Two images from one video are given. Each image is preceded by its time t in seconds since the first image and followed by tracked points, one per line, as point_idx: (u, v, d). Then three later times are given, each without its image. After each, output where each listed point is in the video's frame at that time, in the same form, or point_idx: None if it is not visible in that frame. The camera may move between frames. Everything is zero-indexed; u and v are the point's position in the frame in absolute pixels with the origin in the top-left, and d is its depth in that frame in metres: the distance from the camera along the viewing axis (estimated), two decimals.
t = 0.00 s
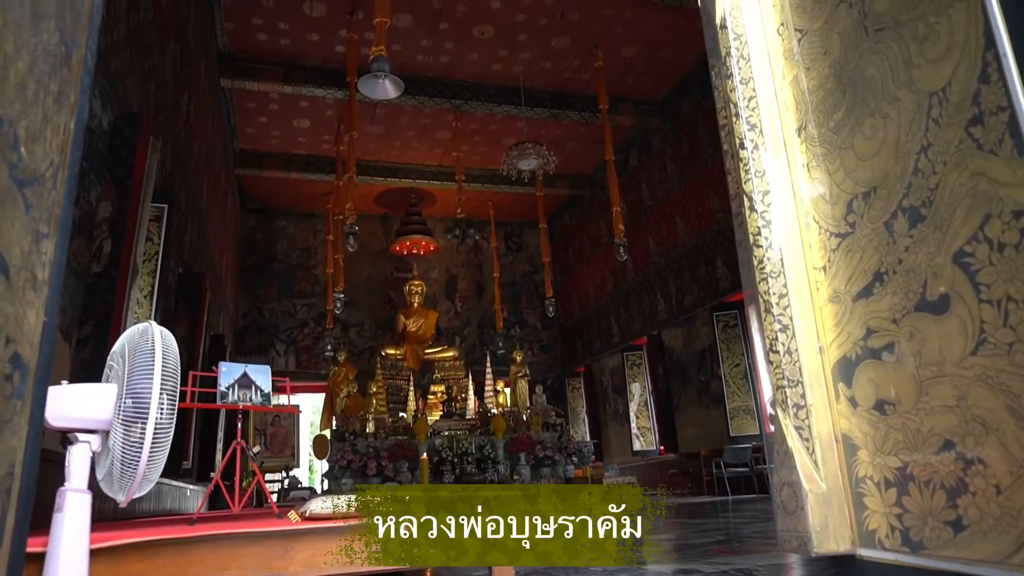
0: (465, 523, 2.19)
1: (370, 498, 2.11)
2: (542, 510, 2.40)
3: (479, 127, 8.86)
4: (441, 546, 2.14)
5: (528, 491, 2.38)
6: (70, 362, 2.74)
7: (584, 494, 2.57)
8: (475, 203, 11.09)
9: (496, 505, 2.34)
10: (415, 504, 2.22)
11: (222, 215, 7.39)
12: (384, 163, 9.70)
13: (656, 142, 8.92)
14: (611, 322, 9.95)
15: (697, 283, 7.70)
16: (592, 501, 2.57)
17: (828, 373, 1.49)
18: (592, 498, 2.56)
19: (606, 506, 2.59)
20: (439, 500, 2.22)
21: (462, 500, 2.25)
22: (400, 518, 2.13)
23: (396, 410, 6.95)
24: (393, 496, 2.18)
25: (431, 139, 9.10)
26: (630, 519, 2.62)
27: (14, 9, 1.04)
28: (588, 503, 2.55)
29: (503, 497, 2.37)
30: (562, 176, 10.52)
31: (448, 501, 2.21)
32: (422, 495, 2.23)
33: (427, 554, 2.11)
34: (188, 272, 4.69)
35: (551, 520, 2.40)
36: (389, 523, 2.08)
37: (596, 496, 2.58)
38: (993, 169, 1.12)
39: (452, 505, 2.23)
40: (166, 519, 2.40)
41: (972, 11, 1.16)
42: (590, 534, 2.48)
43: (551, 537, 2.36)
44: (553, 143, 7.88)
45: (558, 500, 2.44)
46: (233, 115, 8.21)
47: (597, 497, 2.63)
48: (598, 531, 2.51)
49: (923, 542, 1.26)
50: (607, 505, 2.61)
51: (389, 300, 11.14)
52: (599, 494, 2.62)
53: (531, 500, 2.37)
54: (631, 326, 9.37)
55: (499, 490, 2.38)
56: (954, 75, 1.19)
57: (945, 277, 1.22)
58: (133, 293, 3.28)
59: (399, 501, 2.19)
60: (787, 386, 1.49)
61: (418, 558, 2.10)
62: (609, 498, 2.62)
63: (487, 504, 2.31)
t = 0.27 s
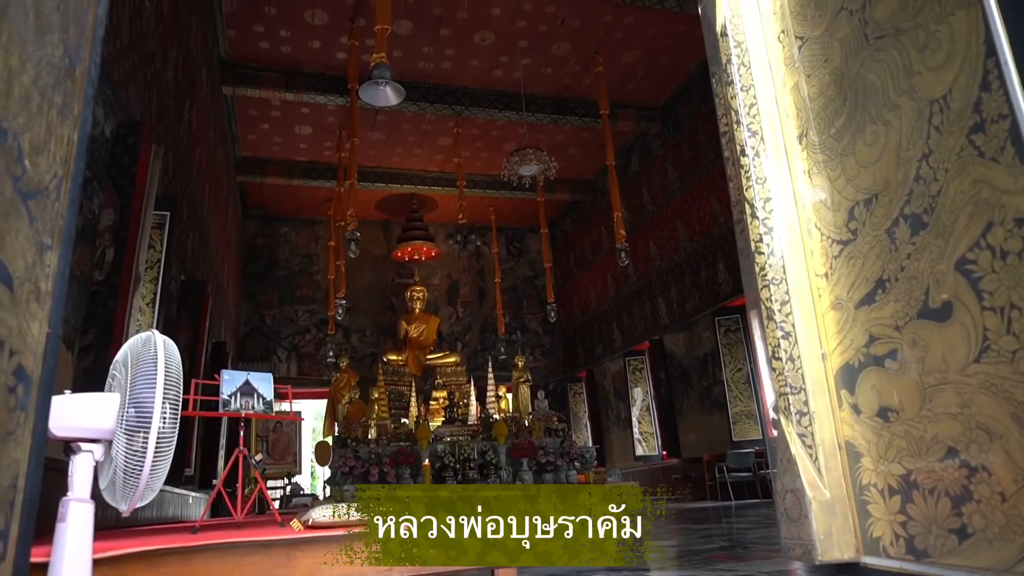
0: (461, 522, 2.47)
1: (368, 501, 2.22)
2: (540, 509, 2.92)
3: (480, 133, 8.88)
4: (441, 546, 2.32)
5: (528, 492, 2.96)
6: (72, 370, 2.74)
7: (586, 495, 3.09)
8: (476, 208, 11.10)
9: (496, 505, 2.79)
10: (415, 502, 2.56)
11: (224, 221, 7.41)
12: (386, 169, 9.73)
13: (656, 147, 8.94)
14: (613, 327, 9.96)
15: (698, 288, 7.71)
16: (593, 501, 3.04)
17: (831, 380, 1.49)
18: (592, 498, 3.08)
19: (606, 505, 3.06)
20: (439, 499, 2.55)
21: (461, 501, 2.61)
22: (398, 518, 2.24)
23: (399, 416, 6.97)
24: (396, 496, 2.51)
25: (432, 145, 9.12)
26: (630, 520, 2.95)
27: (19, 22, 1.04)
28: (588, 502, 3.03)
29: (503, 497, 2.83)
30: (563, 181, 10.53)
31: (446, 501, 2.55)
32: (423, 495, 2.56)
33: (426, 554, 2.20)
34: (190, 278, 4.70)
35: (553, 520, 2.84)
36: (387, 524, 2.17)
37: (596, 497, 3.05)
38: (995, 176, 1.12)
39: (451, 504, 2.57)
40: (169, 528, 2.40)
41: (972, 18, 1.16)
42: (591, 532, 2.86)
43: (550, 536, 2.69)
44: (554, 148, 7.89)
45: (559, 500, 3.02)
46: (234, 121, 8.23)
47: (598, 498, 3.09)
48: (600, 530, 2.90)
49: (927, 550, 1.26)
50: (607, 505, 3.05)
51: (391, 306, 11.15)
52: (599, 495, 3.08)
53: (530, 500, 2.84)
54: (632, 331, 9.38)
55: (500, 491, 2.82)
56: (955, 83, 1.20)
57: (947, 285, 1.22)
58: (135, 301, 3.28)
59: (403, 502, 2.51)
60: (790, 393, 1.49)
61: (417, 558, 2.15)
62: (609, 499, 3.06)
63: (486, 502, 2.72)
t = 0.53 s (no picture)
0: (459, 521, 2.64)
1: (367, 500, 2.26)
2: (541, 509, 3.08)
3: (480, 134, 8.88)
4: (441, 547, 2.34)
5: (529, 492, 3.15)
6: (73, 373, 2.74)
7: (585, 495, 3.32)
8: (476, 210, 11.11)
9: (497, 504, 3.07)
10: (416, 502, 2.70)
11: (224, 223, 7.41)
12: (386, 171, 9.74)
13: (656, 148, 8.94)
14: (614, 328, 9.96)
15: (699, 290, 7.71)
16: (593, 501, 3.28)
17: (832, 384, 1.49)
18: (591, 498, 3.30)
19: (606, 506, 3.25)
20: (439, 499, 2.78)
21: (461, 500, 2.84)
22: (398, 517, 2.27)
23: (400, 418, 6.97)
24: (402, 495, 2.77)
25: (432, 147, 9.12)
26: (629, 520, 3.13)
27: (21, 30, 1.04)
28: (588, 502, 3.27)
29: (504, 497, 3.12)
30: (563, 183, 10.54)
31: (446, 500, 2.78)
32: (425, 496, 2.81)
33: (426, 553, 2.21)
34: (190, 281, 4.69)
35: (554, 519, 2.98)
36: (386, 523, 2.19)
37: (595, 497, 3.30)
38: (995, 180, 1.12)
39: (451, 504, 2.80)
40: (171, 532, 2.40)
41: (972, 22, 1.16)
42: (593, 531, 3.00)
43: (549, 535, 2.80)
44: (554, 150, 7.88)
45: (558, 500, 3.27)
46: (235, 124, 8.24)
47: (599, 498, 3.32)
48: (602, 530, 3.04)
49: (929, 554, 1.26)
50: (607, 505, 3.26)
51: (392, 308, 11.15)
52: (599, 495, 3.32)
53: (530, 499, 3.12)
54: (633, 332, 9.38)
55: (501, 491, 3.10)
56: (955, 87, 1.20)
57: (948, 289, 1.22)
58: (136, 304, 3.28)
59: (405, 501, 2.65)
60: (791, 397, 1.50)
61: (417, 558, 2.15)
62: (609, 499, 3.27)
63: (486, 502, 2.98)
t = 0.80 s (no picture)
0: (459, 520, 2.65)
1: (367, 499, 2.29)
2: (541, 509, 3.10)
3: (484, 134, 8.88)
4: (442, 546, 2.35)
5: (529, 491, 3.18)
6: (77, 371, 2.76)
7: (586, 495, 3.33)
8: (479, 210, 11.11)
9: (497, 504, 3.08)
10: (415, 502, 2.72)
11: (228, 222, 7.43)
12: (389, 170, 9.75)
13: (660, 149, 8.93)
14: (616, 329, 9.96)
15: (702, 291, 7.70)
16: (593, 501, 3.27)
17: (835, 388, 1.49)
18: (592, 498, 3.30)
19: (606, 506, 3.24)
20: (439, 499, 2.82)
21: (461, 500, 2.87)
22: (398, 516, 2.29)
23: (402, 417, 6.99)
24: (402, 495, 2.81)
25: (435, 147, 9.12)
26: (629, 520, 3.14)
27: (27, 32, 1.05)
28: (588, 501, 3.27)
29: (504, 497, 3.13)
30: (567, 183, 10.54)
31: (446, 500, 2.82)
32: (426, 495, 2.86)
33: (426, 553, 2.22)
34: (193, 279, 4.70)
35: (555, 519, 2.98)
36: (387, 523, 2.21)
37: (596, 497, 3.30)
38: (999, 185, 1.12)
39: (451, 503, 2.86)
40: (173, 531, 2.41)
41: (978, 27, 1.15)
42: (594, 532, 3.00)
43: (549, 536, 2.77)
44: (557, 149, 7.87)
45: (558, 500, 3.28)
46: (239, 122, 8.26)
47: (599, 498, 3.32)
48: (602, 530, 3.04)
49: (931, 559, 1.25)
50: (608, 505, 3.26)
51: (395, 307, 11.16)
52: (599, 495, 3.32)
53: (531, 499, 3.14)
54: (636, 332, 9.38)
55: (502, 491, 3.13)
56: (960, 92, 1.19)
57: (951, 294, 1.22)
58: (139, 302, 3.29)
59: (404, 501, 2.68)
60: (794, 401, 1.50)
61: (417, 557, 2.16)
62: (609, 499, 3.27)
63: (486, 502, 2.99)
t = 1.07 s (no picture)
0: (459, 521, 2.66)
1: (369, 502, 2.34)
2: (541, 509, 3.09)
3: (482, 136, 8.88)
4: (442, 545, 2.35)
5: (529, 492, 3.20)
6: (75, 376, 2.75)
7: (585, 495, 3.31)
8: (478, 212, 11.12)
9: (496, 504, 3.09)
10: (415, 502, 2.75)
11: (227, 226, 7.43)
12: (388, 173, 9.75)
13: (658, 150, 8.94)
14: (616, 330, 9.97)
15: (702, 292, 7.71)
16: (593, 501, 3.26)
17: (835, 390, 1.49)
18: (592, 498, 3.29)
19: (606, 506, 3.25)
20: (438, 499, 2.85)
21: (461, 500, 2.90)
22: (398, 518, 2.32)
23: (402, 420, 6.99)
24: (403, 495, 2.86)
25: (434, 149, 9.12)
26: (629, 519, 3.16)
27: (25, 41, 1.05)
28: (588, 502, 3.26)
29: (504, 497, 3.13)
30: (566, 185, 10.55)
31: (446, 500, 2.85)
32: (426, 495, 2.90)
33: (426, 553, 2.23)
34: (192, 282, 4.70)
35: (554, 519, 2.97)
36: (387, 524, 2.25)
37: (596, 497, 3.29)
38: (998, 188, 1.12)
39: (451, 503, 2.90)
40: (173, 537, 2.40)
41: (975, 30, 1.15)
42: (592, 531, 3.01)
43: (550, 535, 2.81)
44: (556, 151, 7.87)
45: (559, 500, 3.27)
46: (237, 126, 8.25)
47: (598, 498, 3.31)
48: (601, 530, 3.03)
49: (933, 562, 1.25)
50: (607, 505, 3.26)
51: (394, 310, 11.15)
52: (599, 495, 3.31)
53: (530, 500, 3.14)
54: (635, 333, 9.39)
55: (500, 491, 3.12)
56: (958, 95, 1.19)
57: (951, 297, 1.22)
58: (138, 306, 3.28)
59: (404, 501, 2.73)
60: (794, 404, 1.50)
61: (417, 558, 2.20)
62: (609, 499, 3.27)
63: (486, 502, 3.00)
